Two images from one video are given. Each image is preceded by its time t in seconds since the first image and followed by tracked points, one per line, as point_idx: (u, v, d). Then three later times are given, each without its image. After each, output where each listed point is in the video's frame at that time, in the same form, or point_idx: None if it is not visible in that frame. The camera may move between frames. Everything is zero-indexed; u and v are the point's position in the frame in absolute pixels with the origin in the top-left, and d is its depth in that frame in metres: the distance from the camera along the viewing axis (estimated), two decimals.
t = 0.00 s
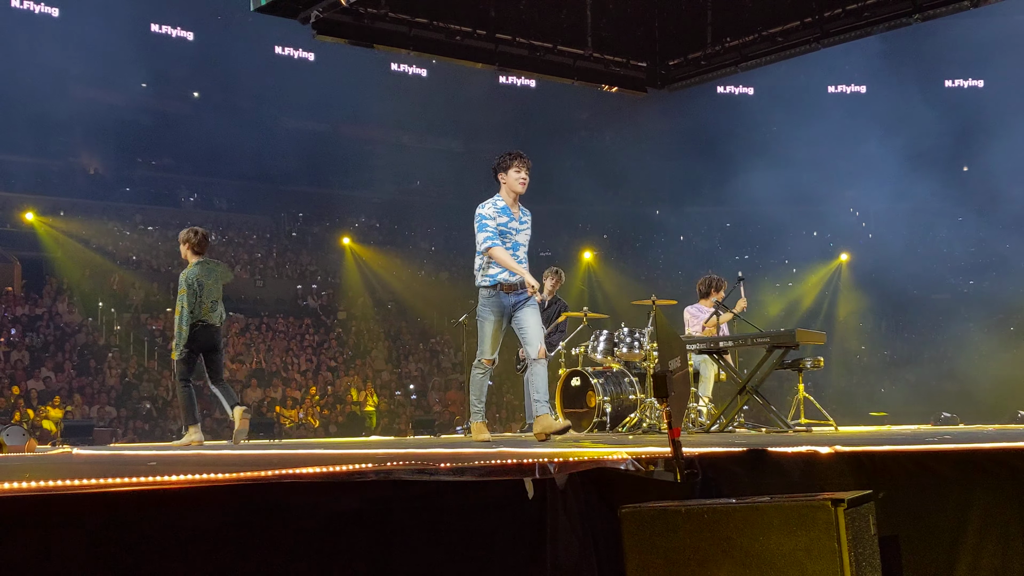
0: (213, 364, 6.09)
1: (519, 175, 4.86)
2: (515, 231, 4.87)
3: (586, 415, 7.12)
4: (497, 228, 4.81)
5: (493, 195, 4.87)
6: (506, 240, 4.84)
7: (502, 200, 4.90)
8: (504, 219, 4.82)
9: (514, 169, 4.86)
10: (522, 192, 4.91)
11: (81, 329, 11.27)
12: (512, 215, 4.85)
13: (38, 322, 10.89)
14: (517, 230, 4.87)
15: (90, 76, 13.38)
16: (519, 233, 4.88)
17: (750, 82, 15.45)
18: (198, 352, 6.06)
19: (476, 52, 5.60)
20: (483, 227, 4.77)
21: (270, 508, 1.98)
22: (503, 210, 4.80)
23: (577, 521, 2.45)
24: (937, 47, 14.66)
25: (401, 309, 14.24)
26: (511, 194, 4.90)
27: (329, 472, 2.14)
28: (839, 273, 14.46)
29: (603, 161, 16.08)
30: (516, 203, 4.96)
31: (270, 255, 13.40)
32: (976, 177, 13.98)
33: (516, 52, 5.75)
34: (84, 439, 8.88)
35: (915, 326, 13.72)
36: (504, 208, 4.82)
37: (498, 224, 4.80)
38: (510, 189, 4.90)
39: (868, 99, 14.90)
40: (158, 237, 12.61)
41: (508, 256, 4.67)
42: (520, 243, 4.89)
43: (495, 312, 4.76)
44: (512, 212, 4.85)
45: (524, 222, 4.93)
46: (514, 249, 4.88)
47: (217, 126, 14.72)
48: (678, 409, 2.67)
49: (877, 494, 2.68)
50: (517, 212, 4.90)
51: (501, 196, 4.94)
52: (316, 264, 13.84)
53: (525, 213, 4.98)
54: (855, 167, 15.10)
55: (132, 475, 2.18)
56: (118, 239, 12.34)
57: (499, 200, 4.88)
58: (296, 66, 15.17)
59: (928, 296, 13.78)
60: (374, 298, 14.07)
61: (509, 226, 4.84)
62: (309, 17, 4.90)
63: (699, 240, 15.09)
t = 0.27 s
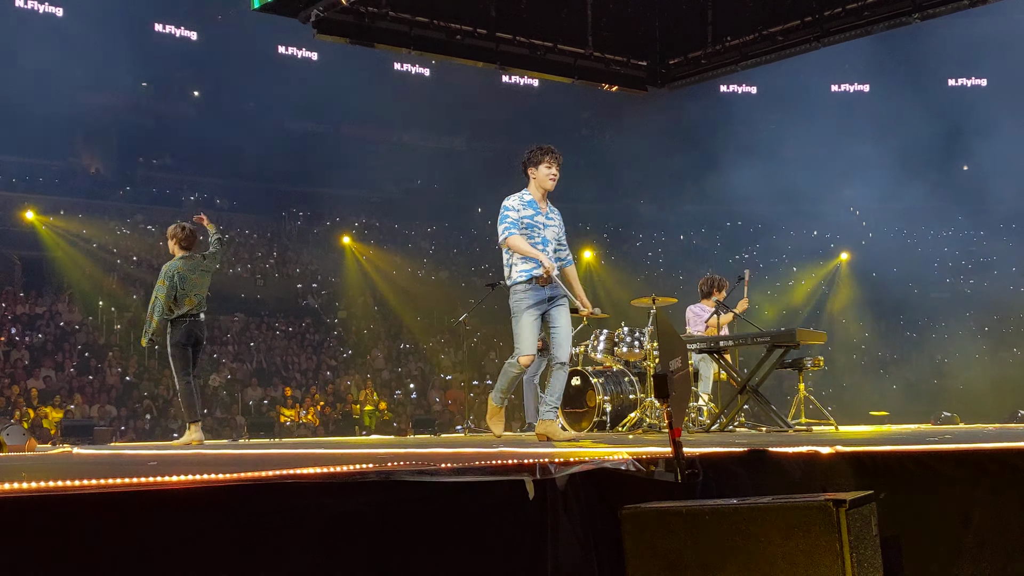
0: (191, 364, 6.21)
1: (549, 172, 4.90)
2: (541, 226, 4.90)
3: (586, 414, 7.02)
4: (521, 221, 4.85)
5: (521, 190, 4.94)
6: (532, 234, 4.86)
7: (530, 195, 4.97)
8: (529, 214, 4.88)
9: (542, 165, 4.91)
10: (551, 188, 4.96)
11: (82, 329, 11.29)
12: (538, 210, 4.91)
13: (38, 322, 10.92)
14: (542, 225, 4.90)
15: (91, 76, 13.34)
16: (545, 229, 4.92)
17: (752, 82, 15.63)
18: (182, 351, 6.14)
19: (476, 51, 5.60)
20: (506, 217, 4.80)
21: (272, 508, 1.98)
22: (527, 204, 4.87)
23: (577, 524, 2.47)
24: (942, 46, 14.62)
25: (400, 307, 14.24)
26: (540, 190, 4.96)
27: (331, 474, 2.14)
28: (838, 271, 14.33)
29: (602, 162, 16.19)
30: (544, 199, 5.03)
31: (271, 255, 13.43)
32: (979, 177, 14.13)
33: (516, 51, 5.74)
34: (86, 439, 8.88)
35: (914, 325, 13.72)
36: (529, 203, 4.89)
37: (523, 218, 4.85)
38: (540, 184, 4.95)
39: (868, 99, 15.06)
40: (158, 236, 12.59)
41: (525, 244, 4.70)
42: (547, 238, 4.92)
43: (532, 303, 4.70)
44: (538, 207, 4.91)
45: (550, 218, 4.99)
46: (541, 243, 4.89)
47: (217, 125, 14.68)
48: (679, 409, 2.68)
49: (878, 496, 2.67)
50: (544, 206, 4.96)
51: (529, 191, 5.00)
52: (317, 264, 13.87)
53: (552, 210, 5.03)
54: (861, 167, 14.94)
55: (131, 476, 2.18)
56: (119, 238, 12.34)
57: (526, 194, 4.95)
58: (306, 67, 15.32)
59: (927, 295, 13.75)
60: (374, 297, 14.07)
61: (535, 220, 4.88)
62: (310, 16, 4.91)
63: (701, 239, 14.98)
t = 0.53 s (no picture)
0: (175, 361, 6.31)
1: (575, 160, 4.97)
2: (569, 218, 4.87)
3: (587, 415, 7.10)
4: (547, 215, 4.84)
5: (546, 182, 4.96)
6: (560, 226, 4.83)
7: (556, 186, 4.98)
8: (555, 206, 4.85)
9: (566, 154, 4.95)
10: (575, 178, 5.00)
11: (81, 329, 11.32)
12: (565, 200, 4.90)
13: (38, 322, 10.95)
14: (570, 215, 4.87)
15: (90, 76, 13.25)
16: (574, 219, 4.88)
17: (754, 82, 15.98)
18: (167, 350, 6.24)
19: (476, 53, 5.58)
20: (528, 213, 4.80)
21: (275, 510, 1.98)
22: (553, 196, 4.86)
23: (581, 527, 2.46)
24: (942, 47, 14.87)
25: (401, 308, 14.22)
26: (565, 179, 4.99)
27: (335, 476, 2.14)
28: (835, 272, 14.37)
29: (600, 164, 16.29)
30: (570, 189, 5.03)
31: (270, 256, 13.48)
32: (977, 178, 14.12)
33: (516, 52, 5.72)
34: (85, 440, 8.87)
35: (914, 326, 13.67)
36: (556, 194, 4.89)
37: (550, 211, 4.83)
38: (564, 174, 4.99)
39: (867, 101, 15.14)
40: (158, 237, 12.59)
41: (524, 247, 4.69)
42: (576, 229, 4.88)
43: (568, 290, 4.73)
44: (565, 198, 4.90)
45: (578, 207, 4.96)
46: (571, 236, 4.85)
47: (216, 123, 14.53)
48: (682, 412, 2.68)
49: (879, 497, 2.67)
50: (570, 197, 4.95)
51: (556, 181, 5.03)
52: (316, 265, 13.89)
53: (579, 199, 5.01)
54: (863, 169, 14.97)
55: (132, 478, 2.18)
56: (120, 240, 12.35)
57: (551, 185, 4.97)
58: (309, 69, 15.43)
59: (926, 296, 13.72)
60: (374, 299, 14.06)
61: (562, 213, 4.86)
62: (311, 17, 4.94)
63: (701, 240, 15.01)
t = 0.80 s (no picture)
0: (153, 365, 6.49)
1: (600, 155, 4.93)
2: (596, 214, 4.88)
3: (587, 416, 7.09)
4: (572, 214, 4.86)
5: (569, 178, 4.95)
6: (587, 223, 4.84)
7: (580, 181, 4.98)
8: (580, 204, 4.85)
9: (591, 149, 4.93)
10: (601, 172, 4.97)
11: (78, 329, 11.33)
12: (589, 196, 4.89)
13: (36, 322, 11.00)
14: (597, 212, 4.87)
15: (85, 75, 13.01)
16: (601, 215, 4.89)
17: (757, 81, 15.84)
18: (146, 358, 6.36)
19: (475, 53, 5.58)
20: (553, 215, 4.86)
21: (278, 510, 1.97)
22: (577, 194, 4.86)
23: (582, 528, 2.53)
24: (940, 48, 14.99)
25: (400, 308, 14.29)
26: (590, 175, 4.96)
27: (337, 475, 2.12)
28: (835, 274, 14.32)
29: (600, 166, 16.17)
30: (595, 184, 5.01)
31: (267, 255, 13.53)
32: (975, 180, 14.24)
33: (514, 53, 5.72)
34: (84, 441, 8.93)
35: (913, 327, 13.79)
36: (580, 192, 4.88)
37: (574, 210, 4.84)
38: (590, 169, 4.96)
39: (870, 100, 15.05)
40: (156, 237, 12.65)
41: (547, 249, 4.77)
42: (605, 225, 4.89)
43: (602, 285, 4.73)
44: (590, 194, 4.89)
45: (604, 201, 4.96)
46: (601, 232, 4.87)
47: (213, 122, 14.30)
48: (683, 412, 2.68)
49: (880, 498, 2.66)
50: (596, 192, 4.94)
51: (580, 177, 5.00)
52: (313, 266, 13.84)
53: (605, 192, 5.01)
54: (865, 170, 14.78)
55: (131, 479, 2.17)
56: (119, 240, 12.43)
57: (576, 182, 4.96)
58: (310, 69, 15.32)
59: (925, 296, 13.80)
60: (373, 299, 14.12)
61: (588, 210, 4.85)
62: (310, 17, 4.91)
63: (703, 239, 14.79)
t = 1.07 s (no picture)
0: (130, 360, 6.42)
1: (622, 139, 4.84)
2: (614, 198, 4.87)
3: (574, 414, 7.11)
4: (592, 196, 4.85)
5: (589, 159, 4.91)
6: (606, 206, 4.83)
7: (598, 163, 4.94)
8: (600, 185, 4.85)
9: (613, 130, 4.86)
10: (619, 156, 4.90)
11: (66, 328, 11.11)
12: (608, 179, 4.88)
13: (20, 320, 10.80)
14: (615, 195, 4.86)
15: (73, 71, 13.02)
16: (619, 199, 4.87)
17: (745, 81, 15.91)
18: (120, 355, 6.28)
19: (463, 51, 5.56)
20: (573, 194, 4.82)
21: (263, 511, 1.95)
22: (597, 176, 4.85)
23: (566, 528, 2.50)
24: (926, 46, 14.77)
25: (387, 306, 14.36)
26: (609, 156, 4.91)
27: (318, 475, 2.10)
28: (823, 273, 14.44)
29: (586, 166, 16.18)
30: (613, 167, 4.98)
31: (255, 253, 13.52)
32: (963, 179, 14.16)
33: (503, 51, 5.71)
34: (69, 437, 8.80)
35: (901, 325, 13.86)
36: (599, 173, 4.87)
37: (595, 192, 4.84)
38: (610, 152, 4.89)
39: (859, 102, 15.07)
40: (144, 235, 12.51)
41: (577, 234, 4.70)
42: (622, 209, 4.86)
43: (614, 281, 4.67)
44: (609, 176, 4.88)
45: (622, 185, 4.95)
46: (617, 217, 4.84)
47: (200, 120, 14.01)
48: (667, 412, 2.68)
49: (863, 498, 2.66)
50: (614, 175, 4.92)
51: (598, 159, 4.95)
52: (302, 262, 13.85)
53: (623, 177, 4.98)
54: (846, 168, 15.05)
55: (113, 478, 2.14)
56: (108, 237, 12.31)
57: (594, 163, 4.93)
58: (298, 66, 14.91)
59: (914, 294, 13.88)
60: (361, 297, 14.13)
61: (607, 193, 4.85)
62: (297, 15, 4.88)
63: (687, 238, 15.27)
